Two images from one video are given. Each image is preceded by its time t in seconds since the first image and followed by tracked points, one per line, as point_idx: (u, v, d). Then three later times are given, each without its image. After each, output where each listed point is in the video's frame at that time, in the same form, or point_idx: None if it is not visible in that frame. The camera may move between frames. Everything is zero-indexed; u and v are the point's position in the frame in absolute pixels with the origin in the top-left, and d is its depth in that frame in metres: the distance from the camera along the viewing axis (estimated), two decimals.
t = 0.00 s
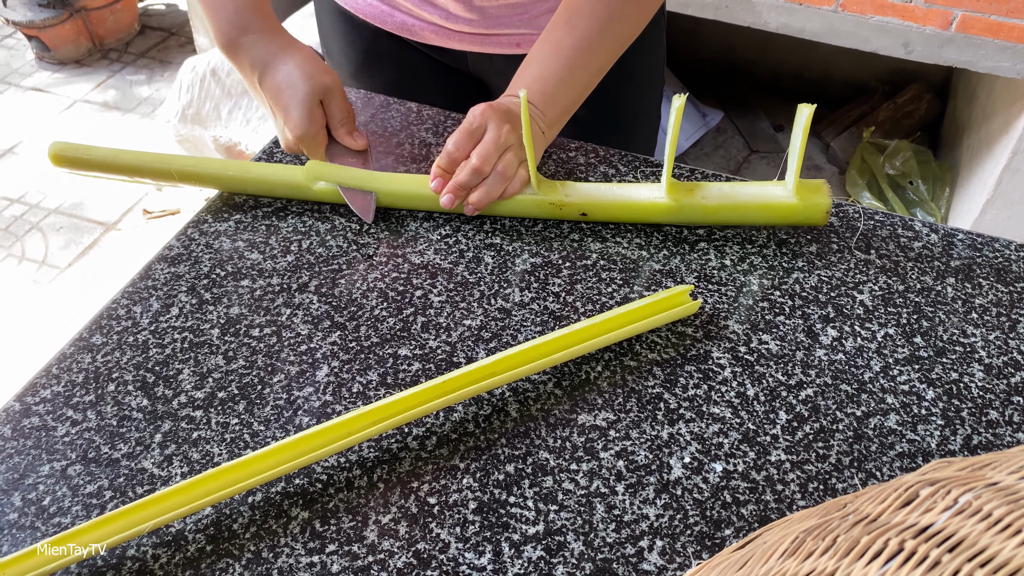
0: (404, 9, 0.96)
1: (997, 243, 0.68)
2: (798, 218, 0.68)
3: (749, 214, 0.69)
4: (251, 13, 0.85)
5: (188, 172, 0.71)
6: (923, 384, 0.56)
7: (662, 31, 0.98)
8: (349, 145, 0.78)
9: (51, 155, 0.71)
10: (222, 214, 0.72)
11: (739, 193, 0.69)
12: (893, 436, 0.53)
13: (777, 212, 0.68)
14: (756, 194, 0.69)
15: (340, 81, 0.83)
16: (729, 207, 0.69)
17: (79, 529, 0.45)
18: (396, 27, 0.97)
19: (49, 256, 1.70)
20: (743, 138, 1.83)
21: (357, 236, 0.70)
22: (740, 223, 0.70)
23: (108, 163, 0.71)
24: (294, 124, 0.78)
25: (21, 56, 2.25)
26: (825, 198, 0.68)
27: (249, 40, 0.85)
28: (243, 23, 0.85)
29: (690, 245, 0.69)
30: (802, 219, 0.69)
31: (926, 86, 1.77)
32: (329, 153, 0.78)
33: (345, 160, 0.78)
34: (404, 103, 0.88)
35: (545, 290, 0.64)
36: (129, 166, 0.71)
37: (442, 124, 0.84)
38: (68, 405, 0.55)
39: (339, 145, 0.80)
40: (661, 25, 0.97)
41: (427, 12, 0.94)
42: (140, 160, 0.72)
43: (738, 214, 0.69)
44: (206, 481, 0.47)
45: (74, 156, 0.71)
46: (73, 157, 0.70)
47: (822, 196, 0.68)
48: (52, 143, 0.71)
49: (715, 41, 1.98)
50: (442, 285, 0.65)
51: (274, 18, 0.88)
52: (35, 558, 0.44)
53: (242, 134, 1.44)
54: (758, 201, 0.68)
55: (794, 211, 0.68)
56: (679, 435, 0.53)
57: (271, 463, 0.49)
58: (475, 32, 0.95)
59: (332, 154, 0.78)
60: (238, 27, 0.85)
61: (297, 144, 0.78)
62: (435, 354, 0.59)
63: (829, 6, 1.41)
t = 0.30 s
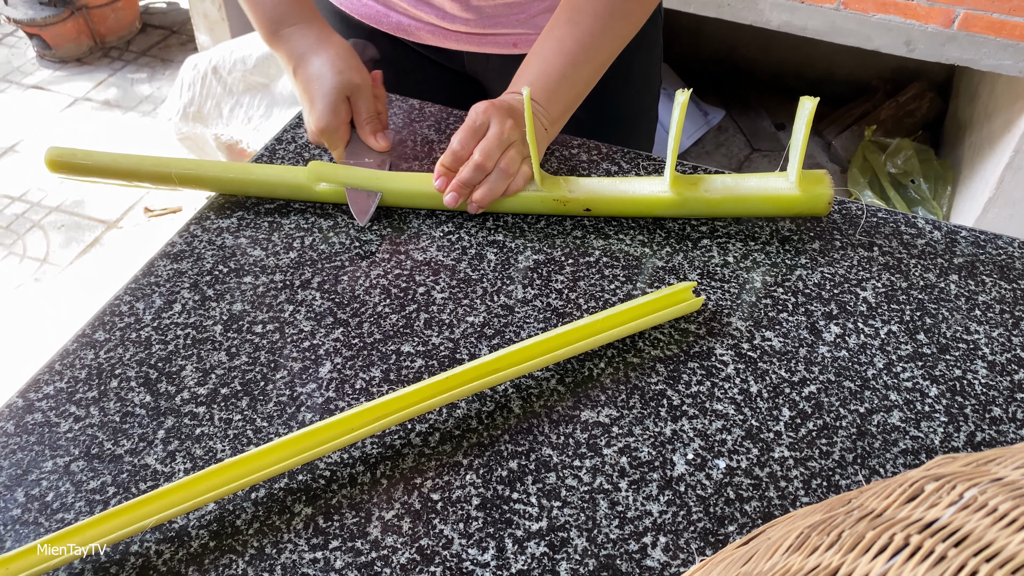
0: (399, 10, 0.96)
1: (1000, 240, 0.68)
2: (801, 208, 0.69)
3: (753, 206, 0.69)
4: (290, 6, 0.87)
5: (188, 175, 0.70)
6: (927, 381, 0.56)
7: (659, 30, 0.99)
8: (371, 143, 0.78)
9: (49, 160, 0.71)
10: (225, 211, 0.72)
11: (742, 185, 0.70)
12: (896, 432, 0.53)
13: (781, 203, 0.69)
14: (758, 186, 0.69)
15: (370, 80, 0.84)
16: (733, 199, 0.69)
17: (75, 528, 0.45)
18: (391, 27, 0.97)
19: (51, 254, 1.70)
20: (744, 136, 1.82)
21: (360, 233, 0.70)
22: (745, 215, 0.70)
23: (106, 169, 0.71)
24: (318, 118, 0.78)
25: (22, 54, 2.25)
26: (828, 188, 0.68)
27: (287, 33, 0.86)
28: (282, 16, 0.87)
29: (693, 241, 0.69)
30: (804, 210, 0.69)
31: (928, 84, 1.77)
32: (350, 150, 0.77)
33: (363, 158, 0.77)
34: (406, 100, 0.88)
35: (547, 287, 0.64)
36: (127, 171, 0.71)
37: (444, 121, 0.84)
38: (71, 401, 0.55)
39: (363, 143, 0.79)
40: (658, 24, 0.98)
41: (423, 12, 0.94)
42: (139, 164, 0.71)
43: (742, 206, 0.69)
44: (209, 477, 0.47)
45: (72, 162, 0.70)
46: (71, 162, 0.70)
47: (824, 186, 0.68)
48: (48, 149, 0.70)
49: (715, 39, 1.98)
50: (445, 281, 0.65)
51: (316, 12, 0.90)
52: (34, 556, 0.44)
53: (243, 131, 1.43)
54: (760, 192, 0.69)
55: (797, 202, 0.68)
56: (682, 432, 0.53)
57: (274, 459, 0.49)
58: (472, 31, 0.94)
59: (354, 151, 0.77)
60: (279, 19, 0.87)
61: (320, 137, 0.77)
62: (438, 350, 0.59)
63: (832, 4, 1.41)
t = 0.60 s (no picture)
0: (396, 11, 0.96)
1: (1001, 240, 0.68)
2: (802, 203, 0.69)
3: (754, 201, 0.70)
4: (298, 10, 0.86)
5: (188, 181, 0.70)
6: (928, 381, 0.56)
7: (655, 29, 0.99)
8: (377, 146, 0.77)
9: (48, 166, 0.71)
10: (225, 211, 0.72)
11: (742, 181, 0.70)
12: (897, 433, 0.53)
13: (781, 199, 0.69)
14: (759, 182, 0.70)
15: (376, 83, 0.82)
16: (735, 195, 0.69)
17: (75, 529, 0.45)
18: (388, 30, 0.97)
19: (51, 253, 1.70)
20: (745, 135, 1.82)
21: (361, 233, 0.70)
22: (746, 211, 0.71)
23: (106, 174, 0.71)
24: (324, 120, 0.77)
25: (22, 53, 2.25)
26: (828, 182, 0.69)
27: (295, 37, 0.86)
28: (288, 19, 0.86)
29: (694, 242, 0.69)
30: (805, 204, 0.69)
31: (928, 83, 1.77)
32: (356, 151, 0.77)
33: (369, 160, 0.76)
34: (406, 100, 0.88)
35: (548, 287, 0.64)
36: (128, 177, 0.71)
37: (444, 121, 0.84)
38: (71, 401, 0.55)
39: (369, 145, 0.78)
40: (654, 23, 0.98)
41: (419, 13, 0.94)
42: (139, 169, 0.71)
43: (743, 201, 0.70)
44: (210, 478, 0.47)
45: (71, 168, 0.70)
46: (70, 168, 0.70)
47: (825, 181, 0.68)
48: (46, 155, 0.71)
49: (716, 38, 1.98)
50: (445, 282, 0.65)
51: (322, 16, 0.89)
52: (34, 557, 0.44)
53: (244, 131, 1.43)
54: (761, 187, 0.69)
55: (798, 197, 0.69)
56: (683, 432, 0.53)
57: (276, 459, 0.49)
58: (468, 32, 0.94)
59: (360, 153, 0.77)
60: (284, 22, 0.86)
61: (326, 139, 0.77)
62: (438, 350, 0.59)
63: (832, 4, 1.41)
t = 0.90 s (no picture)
0: (392, 11, 0.95)
1: (1003, 238, 0.68)
2: (804, 206, 0.69)
3: (755, 203, 0.69)
4: (287, 14, 0.85)
5: (188, 177, 0.70)
6: (929, 379, 0.56)
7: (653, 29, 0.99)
8: (383, 145, 0.78)
9: (48, 163, 0.71)
10: (225, 209, 0.72)
11: (744, 183, 0.69)
12: (898, 431, 0.53)
13: (783, 202, 0.69)
14: (760, 185, 0.69)
15: (374, 80, 0.81)
16: (737, 196, 0.69)
17: (74, 528, 0.45)
18: (384, 29, 0.96)
19: (50, 252, 1.70)
20: (745, 134, 1.82)
21: (361, 231, 0.70)
22: (747, 213, 0.70)
23: (106, 171, 0.71)
24: (326, 125, 0.77)
25: (21, 52, 2.25)
26: (830, 185, 0.68)
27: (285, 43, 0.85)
28: (279, 23, 0.85)
29: (694, 240, 0.69)
30: (807, 207, 0.69)
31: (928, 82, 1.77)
32: (361, 153, 0.78)
33: (375, 160, 0.77)
34: (406, 98, 0.88)
35: (549, 285, 0.64)
36: (128, 173, 0.71)
37: (444, 119, 0.84)
38: (71, 399, 0.55)
39: (372, 143, 0.79)
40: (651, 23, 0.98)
41: (416, 12, 0.94)
42: (140, 166, 0.71)
43: (745, 203, 0.69)
44: (210, 476, 0.47)
45: (72, 164, 0.70)
46: (71, 164, 0.70)
47: (826, 183, 0.68)
48: (47, 152, 0.70)
49: (716, 37, 1.98)
50: (445, 280, 0.65)
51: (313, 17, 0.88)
52: (34, 556, 0.44)
53: (243, 129, 1.43)
54: (763, 191, 0.68)
55: (800, 199, 0.68)
56: (684, 430, 0.53)
57: (276, 457, 0.49)
58: (465, 31, 0.94)
59: (366, 155, 0.78)
60: (275, 28, 0.85)
61: (331, 144, 0.77)
62: (439, 348, 0.59)
63: (833, 2, 1.41)
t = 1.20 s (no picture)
0: (386, 8, 0.96)
1: (1003, 235, 0.68)
2: (804, 197, 0.69)
3: (755, 195, 0.69)
4: (287, 13, 0.86)
5: (185, 177, 0.69)
6: (930, 376, 0.56)
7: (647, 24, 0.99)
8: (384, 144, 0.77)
9: (45, 165, 0.70)
10: (225, 206, 0.72)
11: (744, 176, 0.69)
12: (899, 427, 0.52)
13: (782, 194, 0.69)
14: (761, 177, 0.69)
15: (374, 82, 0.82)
16: (737, 188, 0.69)
17: (72, 527, 0.44)
18: (379, 27, 0.97)
19: (50, 251, 1.70)
20: (745, 131, 1.82)
21: (361, 228, 0.70)
22: (748, 205, 0.70)
23: (103, 172, 0.70)
24: (327, 122, 0.77)
25: (21, 50, 2.24)
26: (829, 176, 0.68)
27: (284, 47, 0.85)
28: (278, 23, 0.85)
29: (694, 236, 0.69)
30: (807, 198, 0.69)
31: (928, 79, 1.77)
32: (361, 152, 0.77)
33: (379, 159, 0.77)
34: (406, 95, 0.88)
35: (549, 282, 0.64)
36: (125, 174, 0.70)
37: (444, 116, 0.84)
38: (71, 397, 0.55)
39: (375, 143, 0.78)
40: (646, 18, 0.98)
41: (411, 9, 0.94)
42: (137, 166, 0.71)
43: (745, 195, 0.69)
44: (210, 473, 0.47)
45: (68, 166, 0.70)
46: (67, 166, 0.70)
47: (825, 174, 0.68)
48: (43, 154, 0.70)
49: (716, 34, 1.98)
50: (445, 277, 0.64)
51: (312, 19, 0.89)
52: (33, 554, 0.44)
53: (243, 127, 1.43)
54: (764, 182, 0.68)
55: (800, 190, 0.68)
56: (684, 427, 0.53)
57: (276, 454, 0.48)
58: (460, 27, 0.94)
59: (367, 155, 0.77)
60: (275, 27, 0.86)
61: (332, 141, 0.76)
62: (439, 346, 0.59)
63: None
